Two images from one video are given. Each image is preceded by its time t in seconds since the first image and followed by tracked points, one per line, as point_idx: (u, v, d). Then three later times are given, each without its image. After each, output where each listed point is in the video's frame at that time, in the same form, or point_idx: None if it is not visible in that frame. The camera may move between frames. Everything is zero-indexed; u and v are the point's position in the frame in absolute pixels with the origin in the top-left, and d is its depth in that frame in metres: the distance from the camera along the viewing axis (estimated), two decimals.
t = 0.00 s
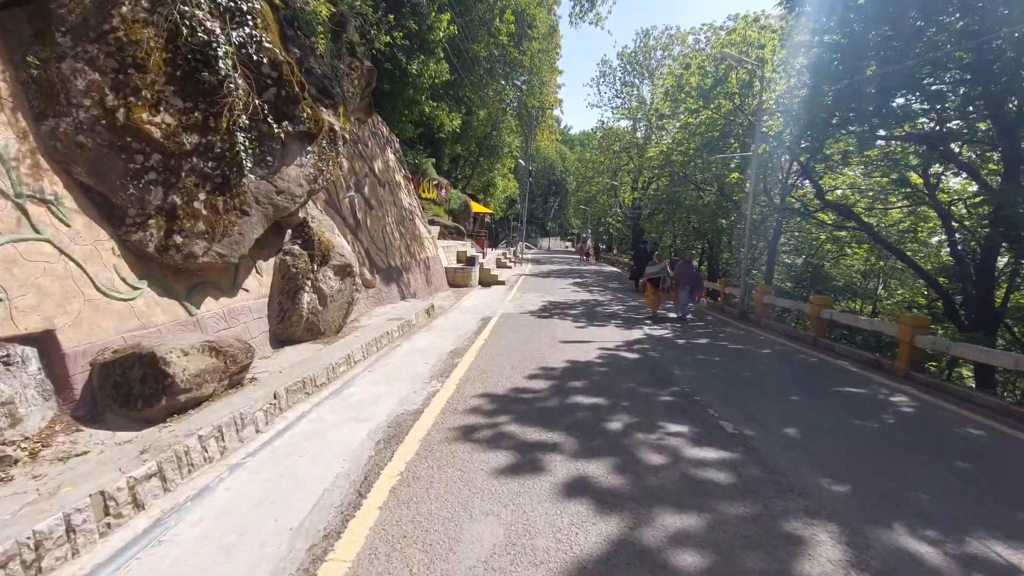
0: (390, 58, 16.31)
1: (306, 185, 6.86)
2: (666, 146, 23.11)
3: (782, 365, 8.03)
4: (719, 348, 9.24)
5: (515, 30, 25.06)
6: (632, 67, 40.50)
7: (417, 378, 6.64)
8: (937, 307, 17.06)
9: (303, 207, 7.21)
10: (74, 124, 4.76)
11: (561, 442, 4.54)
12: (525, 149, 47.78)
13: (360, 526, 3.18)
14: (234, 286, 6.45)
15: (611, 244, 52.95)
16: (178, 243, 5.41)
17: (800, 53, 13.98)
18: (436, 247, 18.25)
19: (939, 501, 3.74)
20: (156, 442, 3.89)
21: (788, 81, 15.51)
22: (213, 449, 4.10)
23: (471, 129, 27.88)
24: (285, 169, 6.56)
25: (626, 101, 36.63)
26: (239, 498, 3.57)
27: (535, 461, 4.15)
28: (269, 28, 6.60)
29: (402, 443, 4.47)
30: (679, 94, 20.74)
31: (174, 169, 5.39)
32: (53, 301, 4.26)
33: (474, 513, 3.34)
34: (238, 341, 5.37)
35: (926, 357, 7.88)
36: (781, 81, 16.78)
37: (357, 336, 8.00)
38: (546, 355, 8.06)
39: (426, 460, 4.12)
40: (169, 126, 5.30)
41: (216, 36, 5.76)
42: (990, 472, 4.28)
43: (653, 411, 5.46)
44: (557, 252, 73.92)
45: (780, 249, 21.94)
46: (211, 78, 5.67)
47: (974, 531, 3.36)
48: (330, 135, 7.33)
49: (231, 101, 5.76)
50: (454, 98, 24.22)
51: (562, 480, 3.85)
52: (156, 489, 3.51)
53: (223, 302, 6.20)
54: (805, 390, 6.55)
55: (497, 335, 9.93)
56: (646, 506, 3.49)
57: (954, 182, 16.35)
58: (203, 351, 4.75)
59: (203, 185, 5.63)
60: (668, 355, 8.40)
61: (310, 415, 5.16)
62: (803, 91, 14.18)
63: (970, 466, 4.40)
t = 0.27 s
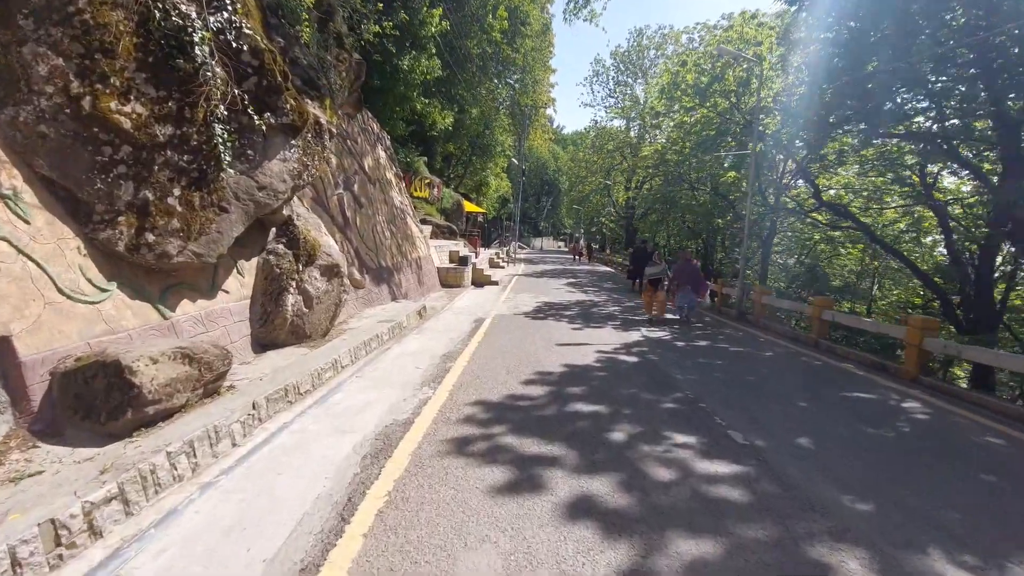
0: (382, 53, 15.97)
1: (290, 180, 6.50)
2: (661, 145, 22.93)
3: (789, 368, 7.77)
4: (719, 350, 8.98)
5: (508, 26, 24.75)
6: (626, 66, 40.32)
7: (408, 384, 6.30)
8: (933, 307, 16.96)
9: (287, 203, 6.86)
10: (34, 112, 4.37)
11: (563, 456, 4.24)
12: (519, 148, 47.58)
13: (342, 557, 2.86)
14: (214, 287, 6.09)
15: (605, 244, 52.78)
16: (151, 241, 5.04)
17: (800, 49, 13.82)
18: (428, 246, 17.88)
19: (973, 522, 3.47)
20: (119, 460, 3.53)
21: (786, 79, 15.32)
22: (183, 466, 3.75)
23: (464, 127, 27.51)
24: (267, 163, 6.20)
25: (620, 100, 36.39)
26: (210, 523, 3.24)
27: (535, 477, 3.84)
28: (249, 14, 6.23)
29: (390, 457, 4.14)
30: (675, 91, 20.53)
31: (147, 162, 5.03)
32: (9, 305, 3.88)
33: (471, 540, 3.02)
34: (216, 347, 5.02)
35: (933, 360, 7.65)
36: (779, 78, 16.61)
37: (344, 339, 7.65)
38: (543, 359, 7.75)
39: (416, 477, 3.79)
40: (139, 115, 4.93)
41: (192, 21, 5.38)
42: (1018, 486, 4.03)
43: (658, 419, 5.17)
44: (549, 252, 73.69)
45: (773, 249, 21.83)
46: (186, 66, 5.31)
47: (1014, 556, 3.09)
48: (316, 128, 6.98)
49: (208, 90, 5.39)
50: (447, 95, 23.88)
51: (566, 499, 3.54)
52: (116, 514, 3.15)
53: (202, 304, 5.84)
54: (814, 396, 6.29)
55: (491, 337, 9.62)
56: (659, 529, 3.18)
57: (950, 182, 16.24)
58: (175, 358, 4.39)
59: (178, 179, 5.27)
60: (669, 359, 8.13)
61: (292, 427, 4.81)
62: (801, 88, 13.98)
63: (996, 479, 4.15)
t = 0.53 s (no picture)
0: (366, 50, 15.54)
1: (265, 181, 6.11)
2: (650, 145, 22.77)
3: (787, 374, 7.56)
4: (715, 356, 8.76)
5: (495, 25, 24.41)
6: (613, 67, 40.19)
7: (392, 397, 5.95)
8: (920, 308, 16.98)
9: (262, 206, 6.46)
10: None
11: (561, 478, 3.93)
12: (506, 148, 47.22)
13: None
14: (183, 296, 5.69)
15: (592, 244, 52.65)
16: (110, 248, 4.62)
17: (790, 49, 13.72)
18: (415, 248, 17.48)
19: (1002, 548, 3.24)
20: (66, 496, 3.14)
21: (776, 78, 15.20)
22: (141, 499, 3.37)
23: (450, 127, 27.09)
24: (240, 163, 5.81)
25: (608, 101, 36.23)
26: (167, 567, 2.87)
27: (531, 504, 3.53)
28: (220, 3, 5.83)
29: (371, 483, 3.79)
30: (664, 91, 20.36)
31: (105, 161, 4.62)
32: None
33: None
34: (183, 362, 4.63)
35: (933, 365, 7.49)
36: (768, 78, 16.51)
37: (325, 349, 7.26)
38: (535, 367, 7.45)
39: (400, 507, 3.45)
40: (96, 110, 4.53)
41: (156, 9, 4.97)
42: None
43: (658, 433, 4.89)
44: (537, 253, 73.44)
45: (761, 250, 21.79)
46: (149, 58, 4.91)
47: None
48: (293, 125, 6.59)
49: (173, 84, 4.99)
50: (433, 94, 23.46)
51: (566, 530, 3.23)
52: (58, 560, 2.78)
53: (170, 314, 5.43)
54: (816, 404, 6.07)
55: (480, 344, 9.28)
56: (670, 564, 2.89)
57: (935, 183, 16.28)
58: (135, 376, 4.00)
59: (140, 180, 4.86)
60: (664, 365, 7.88)
61: (265, 449, 4.43)
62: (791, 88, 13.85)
63: (1017, 497, 3.94)
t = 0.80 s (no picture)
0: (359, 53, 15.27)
1: (248, 184, 5.78)
2: (647, 149, 22.55)
3: (796, 384, 7.25)
4: (719, 365, 8.44)
5: (491, 29, 24.21)
6: (609, 72, 40.11)
7: (382, 412, 5.60)
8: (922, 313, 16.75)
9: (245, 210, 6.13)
10: None
11: (564, 504, 3.60)
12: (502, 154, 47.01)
13: None
14: (158, 306, 5.33)
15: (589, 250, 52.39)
16: (75, 254, 4.26)
17: (790, 51, 13.52)
18: (409, 254, 17.14)
19: None
20: (9, 533, 2.78)
21: (775, 81, 15.00)
22: (96, 535, 3.02)
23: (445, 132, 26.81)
24: (221, 164, 5.48)
25: (605, 106, 36.08)
26: None
27: (532, 536, 3.19)
28: None
29: (356, 512, 3.44)
30: (661, 95, 20.16)
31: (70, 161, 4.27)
32: None
33: None
34: (154, 378, 4.28)
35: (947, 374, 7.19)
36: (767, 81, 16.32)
37: (313, 360, 6.91)
38: (533, 378, 7.12)
39: (387, 542, 3.11)
40: (60, 106, 4.19)
41: None
42: None
43: (667, 452, 4.56)
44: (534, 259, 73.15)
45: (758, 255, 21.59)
46: (120, 51, 4.58)
47: None
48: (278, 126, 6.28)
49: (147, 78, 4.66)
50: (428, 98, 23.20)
51: (573, 567, 2.90)
52: None
53: (144, 326, 5.08)
54: (830, 418, 5.76)
55: (475, 353, 8.94)
56: None
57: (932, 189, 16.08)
58: (97, 395, 3.64)
59: (110, 181, 4.53)
60: (667, 375, 7.56)
61: (241, 473, 4.07)
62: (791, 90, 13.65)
63: None
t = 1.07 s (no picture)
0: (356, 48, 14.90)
1: (232, 178, 5.44)
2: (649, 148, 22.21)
3: (809, 391, 6.91)
4: (728, 369, 8.10)
5: (491, 26, 23.85)
6: (611, 71, 39.73)
7: (375, 422, 5.25)
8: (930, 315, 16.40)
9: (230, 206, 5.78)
10: None
11: (568, 529, 3.26)
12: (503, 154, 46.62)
13: None
14: (135, 307, 5.01)
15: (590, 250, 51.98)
16: (39, 252, 3.92)
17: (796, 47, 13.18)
18: (407, 254, 16.80)
19: None
20: None
21: (781, 78, 14.66)
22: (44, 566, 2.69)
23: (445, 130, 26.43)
24: (203, 156, 5.14)
25: (607, 105, 35.70)
26: None
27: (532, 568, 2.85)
28: None
29: (337, 540, 3.10)
30: (664, 92, 19.83)
31: (32, 150, 3.94)
32: None
33: None
34: (124, 387, 3.95)
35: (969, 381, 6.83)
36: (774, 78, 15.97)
37: (303, 364, 6.56)
38: (534, 384, 6.78)
39: None
40: (21, 91, 3.86)
41: None
42: None
43: (678, 468, 4.22)
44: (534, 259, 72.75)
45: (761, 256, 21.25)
46: (89, 33, 4.25)
47: None
48: (266, 117, 5.93)
49: (118, 63, 4.33)
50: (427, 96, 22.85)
51: None
52: None
53: (118, 329, 4.75)
54: (850, 428, 5.41)
55: (473, 357, 8.59)
56: None
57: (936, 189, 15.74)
58: (54, 408, 3.34)
59: (77, 173, 4.20)
60: (674, 381, 7.22)
61: (216, 491, 3.73)
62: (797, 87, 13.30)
63: None
